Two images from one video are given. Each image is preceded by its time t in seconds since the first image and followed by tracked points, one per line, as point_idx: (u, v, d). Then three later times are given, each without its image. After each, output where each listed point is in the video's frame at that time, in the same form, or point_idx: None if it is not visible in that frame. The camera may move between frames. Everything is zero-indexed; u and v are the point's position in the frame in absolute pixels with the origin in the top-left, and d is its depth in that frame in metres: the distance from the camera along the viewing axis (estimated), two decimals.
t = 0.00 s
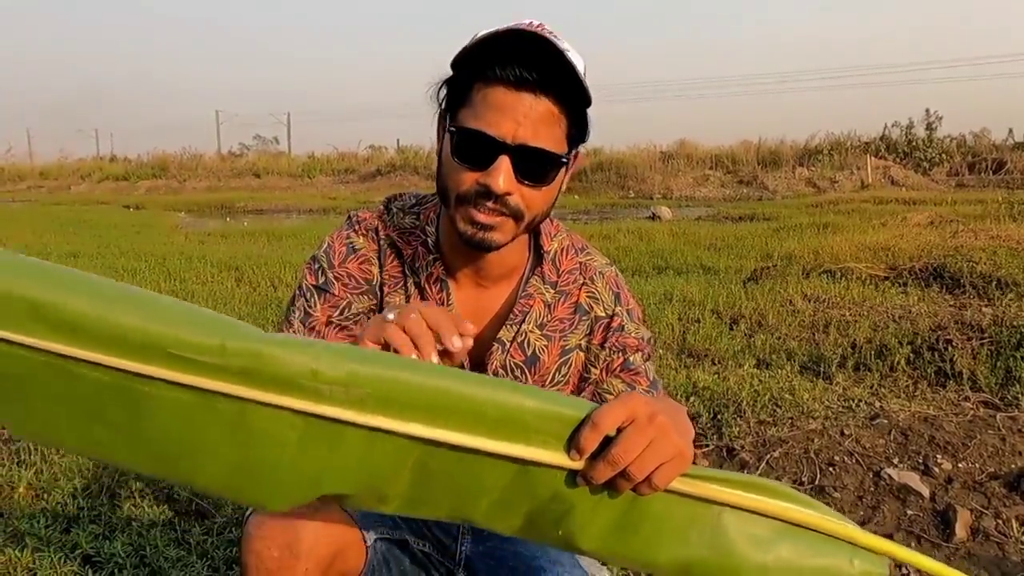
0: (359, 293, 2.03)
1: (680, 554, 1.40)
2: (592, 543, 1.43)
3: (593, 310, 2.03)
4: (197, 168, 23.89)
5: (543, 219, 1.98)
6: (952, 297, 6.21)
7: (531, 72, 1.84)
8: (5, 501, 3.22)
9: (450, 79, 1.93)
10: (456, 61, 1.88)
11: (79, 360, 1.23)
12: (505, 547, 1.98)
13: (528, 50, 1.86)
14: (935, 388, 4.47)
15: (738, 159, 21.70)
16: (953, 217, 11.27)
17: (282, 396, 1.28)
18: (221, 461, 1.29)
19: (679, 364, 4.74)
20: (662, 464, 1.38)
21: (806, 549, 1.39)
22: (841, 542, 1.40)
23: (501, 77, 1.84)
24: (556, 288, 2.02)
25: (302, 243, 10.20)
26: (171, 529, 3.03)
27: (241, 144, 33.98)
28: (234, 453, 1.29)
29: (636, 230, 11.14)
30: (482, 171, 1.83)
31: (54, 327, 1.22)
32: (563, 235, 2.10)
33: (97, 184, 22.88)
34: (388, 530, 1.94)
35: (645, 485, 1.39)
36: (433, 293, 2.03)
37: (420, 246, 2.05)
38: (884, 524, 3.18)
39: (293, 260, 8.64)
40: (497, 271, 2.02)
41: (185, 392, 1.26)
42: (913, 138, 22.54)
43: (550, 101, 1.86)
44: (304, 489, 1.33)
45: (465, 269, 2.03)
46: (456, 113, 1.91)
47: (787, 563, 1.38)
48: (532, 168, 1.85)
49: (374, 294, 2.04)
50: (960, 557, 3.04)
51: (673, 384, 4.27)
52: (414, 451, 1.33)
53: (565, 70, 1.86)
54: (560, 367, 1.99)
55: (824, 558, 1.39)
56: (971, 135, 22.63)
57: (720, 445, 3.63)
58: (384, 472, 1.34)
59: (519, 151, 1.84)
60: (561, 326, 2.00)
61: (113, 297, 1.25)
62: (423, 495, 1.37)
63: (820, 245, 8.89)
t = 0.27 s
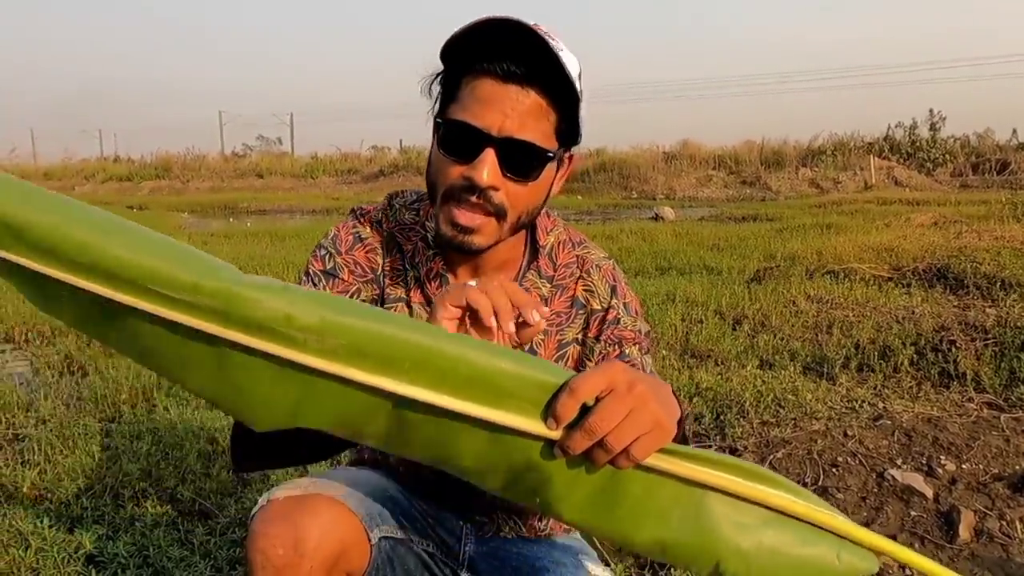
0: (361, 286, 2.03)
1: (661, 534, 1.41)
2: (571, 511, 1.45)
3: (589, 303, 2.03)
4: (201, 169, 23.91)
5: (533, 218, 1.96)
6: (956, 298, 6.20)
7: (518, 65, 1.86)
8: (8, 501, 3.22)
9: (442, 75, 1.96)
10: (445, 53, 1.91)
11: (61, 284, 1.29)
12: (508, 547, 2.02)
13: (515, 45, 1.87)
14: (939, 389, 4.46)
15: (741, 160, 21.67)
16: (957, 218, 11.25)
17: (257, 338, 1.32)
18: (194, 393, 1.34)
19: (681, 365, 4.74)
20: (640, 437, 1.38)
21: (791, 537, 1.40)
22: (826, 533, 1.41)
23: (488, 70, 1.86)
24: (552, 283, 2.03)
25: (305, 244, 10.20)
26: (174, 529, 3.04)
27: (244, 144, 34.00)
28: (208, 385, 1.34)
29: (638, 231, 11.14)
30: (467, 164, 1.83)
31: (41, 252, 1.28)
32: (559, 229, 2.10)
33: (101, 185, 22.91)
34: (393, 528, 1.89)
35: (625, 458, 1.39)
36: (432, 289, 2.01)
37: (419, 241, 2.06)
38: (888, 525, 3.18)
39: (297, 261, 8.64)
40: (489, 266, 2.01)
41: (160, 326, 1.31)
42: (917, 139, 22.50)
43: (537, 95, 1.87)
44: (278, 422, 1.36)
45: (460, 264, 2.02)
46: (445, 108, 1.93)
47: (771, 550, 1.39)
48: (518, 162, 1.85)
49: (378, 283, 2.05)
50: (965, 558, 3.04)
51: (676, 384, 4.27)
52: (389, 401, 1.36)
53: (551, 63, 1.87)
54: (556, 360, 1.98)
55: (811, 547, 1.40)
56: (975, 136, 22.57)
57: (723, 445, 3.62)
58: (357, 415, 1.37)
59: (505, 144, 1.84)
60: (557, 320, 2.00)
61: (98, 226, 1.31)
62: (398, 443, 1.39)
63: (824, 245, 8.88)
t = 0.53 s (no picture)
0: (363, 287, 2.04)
1: (659, 530, 1.41)
2: (568, 513, 1.43)
3: (590, 302, 2.02)
4: (205, 170, 23.95)
5: (531, 223, 1.97)
6: (961, 297, 6.18)
7: (509, 77, 1.84)
8: (14, 502, 3.23)
9: (437, 81, 1.95)
10: (439, 62, 1.90)
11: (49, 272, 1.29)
12: (512, 548, 2.02)
13: (507, 56, 1.85)
14: (945, 388, 4.44)
15: (745, 159, 21.64)
16: (963, 217, 11.21)
17: (252, 327, 1.32)
18: (185, 385, 1.33)
19: (686, 364, 4.73)
20: (637, 428, 1.36)
21: (788, 534, 1.40)
22: (826, 529, 1.40)
23: (480, 81, 1.85)
24: (553, 282, 2.03)
25: (310, 245, 10.21)
26: (180, 530, 3.04)
27: (248, 145, 34.06)
28: (197, 377, 1.33)
29: (643, 230, 11.12)
30: (461, 174, 1.84)
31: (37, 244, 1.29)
32: (561, 228, 2.10)
33: (106, 186, 22.96)
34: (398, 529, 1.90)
35: (624, 450, 1.38)
36: (433, 290, 2.01)
37: (421, 241, 2.06)
38: (894, 525, 3.17)
39: (301, 261, 8.65)
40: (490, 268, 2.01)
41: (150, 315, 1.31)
42: (922, 137, 22.43)
43: (530, 107, 1.85)
44: (265, 427, 1.37)
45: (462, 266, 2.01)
46: (441, 117, 1.92)
47: (771, 548, 1.39)
48: (512, 171, 1.84)
49: (382, 283, 2.06)
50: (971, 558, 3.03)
51: (681, 384, 4.26)
52: (385, 398, 1.37)
53: (541, 74, 1.84)
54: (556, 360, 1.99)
55: (810, 545, 1.39)
56: (980, 134, 22.51)
57: (728, 445, 3.61)
58: (348, 417, 1.37)
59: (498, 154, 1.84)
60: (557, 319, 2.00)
61: (86, 214, 1.31)
62: (391, 445, 1.40)
63: (829, 244, 8.85)
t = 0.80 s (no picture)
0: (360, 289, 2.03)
1: (674, 538, 1.42)
2: (583, 527, 1.43)
3: (593, 303, 2.02)
4: (206, 170, 23.96)
5: (534, 225, 1.97)
6: (962, 296, 6.17)
7: (512, 80, 1.83)
8: (16, 501, 3.24)
9: (440, 84, 1.95)
10: (442, 64, 1.90)
11: (46, 327, 1.28)
12: (514, 549, 1.98)
13: (510, 59, 1.84)
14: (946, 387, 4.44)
15: (746, 159, 21.63)
16: (963, 216, 11.20)
17: (254, 361, 1.33)
18: (190, 424, 1.34)
19: (686, 364, 4.73)
20: (644, 436, 1.37)
21: (801, 530, 1.40)
22: (841, 521, 1.40)
23: (484, 84, 1.84)
24: (556, 283, 2.03)
25: (310, 244, 10.21)
26: (181, 529, 3.04)
27: (249, 145, 34.09)
28: (206, 420, 1.34)
29: (643, 230, 11.12)
30: (465, 178, 1.83)
31: (28, 300, 1.27)
32: (562, 229, 2.10)
33: (106, 186, 22.97)
34: (400, 530, 1.91)
35: (631, 458, 1.39)
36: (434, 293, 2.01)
37: (422, 245, 2.07)
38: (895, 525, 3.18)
39: (302, 261, 8.65)
40: (495, 270, 2.01)
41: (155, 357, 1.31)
42: (923, 137, 22.40)
43: (533, 109, 1.84)
44: (272, 470, 1.37)
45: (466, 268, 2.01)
46: (444, 119, 1.92)
47: (782, 544, 1.39)
48: (516, 174, 1.84)
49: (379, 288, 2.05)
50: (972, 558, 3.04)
51: (681, 384, 4.26)
52: (391, 423, 1.38)
53: (545, 76, 1.83)
54: (560, 362, 1.99)
55: (821, 542, 1.39)
56: (981, 133, 22.47)
57: (729, 445, 3.61)
58: (355, 454, 1.38)
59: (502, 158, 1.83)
60: (560, 321, 2.00)
61: (81, 266, 1.30)
62: (397, 482, 1.41)
63: (830, 244, 8.85)
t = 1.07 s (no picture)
0: (357, 285, 2.03)
1: (679, 539, 1.42)
2: (586, 535, 1.43)
3: (593, 301, 2.02)
4: (204, 165, 23.92)
5: (536, 223, 1.98)
6: (960, 293, 6.18)
7: (514, 77, 1.82)
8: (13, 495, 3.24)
9: (441, 79, 1.94)
10: (445, 60, 1.89)
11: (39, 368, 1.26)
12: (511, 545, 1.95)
13: (513, 54, 1.84)
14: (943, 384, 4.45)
15: (744, 156, 21.63)
16: (962, 213, 11.21)
17: (256, 385, 1.33)
18: (195, 455, 1.33)
19: (684, 360, 4.74)
20: (651, 441, 1.38)
21: (804, 527, 1.40)
22: (845, 518, 1.40)
23: (487, 80, 1.83)
24: (555, 281, 2.02)
25: (309, 240, 10.21)
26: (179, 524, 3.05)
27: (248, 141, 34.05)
28: (209, 454, 1.33)
29: (642, 226, 11.12)
30: (469, 175, 1.83)
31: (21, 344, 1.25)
32: (562, 227, 2.10)
33: (104, 181, 22.93)
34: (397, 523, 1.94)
35: (637, 463, 1.39)
36: (433, 290, 2.00)
37: (421, 241, 2.05)
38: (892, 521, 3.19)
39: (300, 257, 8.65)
40: (495, 267, 2.01)
41: (155, 392, 1.30)
42: (921, 134, 22.40)
43: (537, 106, 1.84)
44: (280, 495, 1.37)
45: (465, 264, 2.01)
46: (445, 115, 1.91)
47: (786, 543, 1.39)
48: (519, 171, 1.84)
49: (374, 285, 2.05)
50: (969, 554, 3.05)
51: (679, 380, 4.27)
52: (398, 439, 1.38)
53: (549, 73, 1.83)
54: (559, 359, 1.99)
55: (826, 538, 1.39)
56: (979, 131, 22.48)
57: (727, 441, 3.61)
58: (363, 470, 1.39)
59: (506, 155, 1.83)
60: (559, 319, 2.00)
61: (75, 312, 1.29)
62: (402, 503, 1.42)
63: (828, 241, 8.85)
